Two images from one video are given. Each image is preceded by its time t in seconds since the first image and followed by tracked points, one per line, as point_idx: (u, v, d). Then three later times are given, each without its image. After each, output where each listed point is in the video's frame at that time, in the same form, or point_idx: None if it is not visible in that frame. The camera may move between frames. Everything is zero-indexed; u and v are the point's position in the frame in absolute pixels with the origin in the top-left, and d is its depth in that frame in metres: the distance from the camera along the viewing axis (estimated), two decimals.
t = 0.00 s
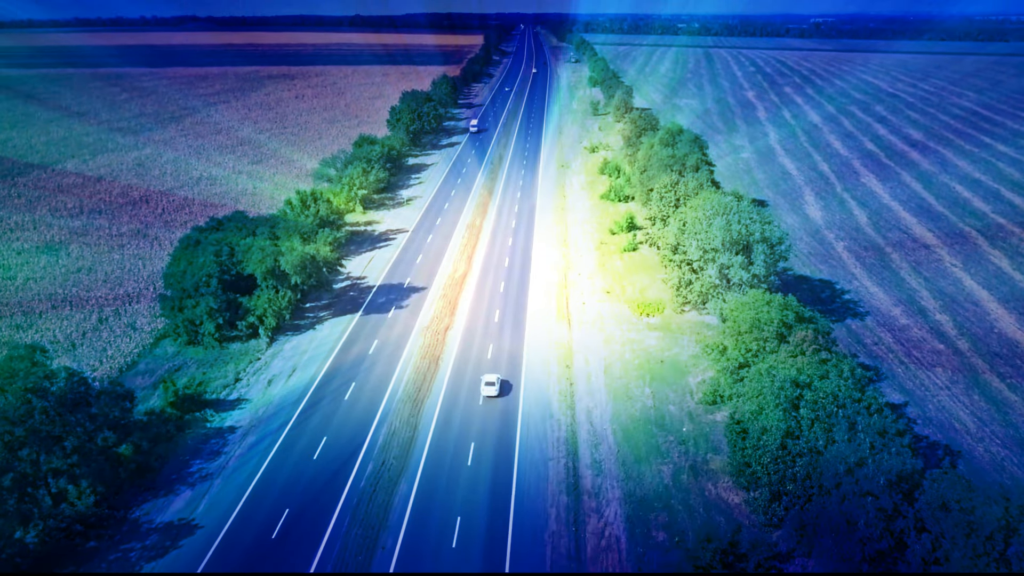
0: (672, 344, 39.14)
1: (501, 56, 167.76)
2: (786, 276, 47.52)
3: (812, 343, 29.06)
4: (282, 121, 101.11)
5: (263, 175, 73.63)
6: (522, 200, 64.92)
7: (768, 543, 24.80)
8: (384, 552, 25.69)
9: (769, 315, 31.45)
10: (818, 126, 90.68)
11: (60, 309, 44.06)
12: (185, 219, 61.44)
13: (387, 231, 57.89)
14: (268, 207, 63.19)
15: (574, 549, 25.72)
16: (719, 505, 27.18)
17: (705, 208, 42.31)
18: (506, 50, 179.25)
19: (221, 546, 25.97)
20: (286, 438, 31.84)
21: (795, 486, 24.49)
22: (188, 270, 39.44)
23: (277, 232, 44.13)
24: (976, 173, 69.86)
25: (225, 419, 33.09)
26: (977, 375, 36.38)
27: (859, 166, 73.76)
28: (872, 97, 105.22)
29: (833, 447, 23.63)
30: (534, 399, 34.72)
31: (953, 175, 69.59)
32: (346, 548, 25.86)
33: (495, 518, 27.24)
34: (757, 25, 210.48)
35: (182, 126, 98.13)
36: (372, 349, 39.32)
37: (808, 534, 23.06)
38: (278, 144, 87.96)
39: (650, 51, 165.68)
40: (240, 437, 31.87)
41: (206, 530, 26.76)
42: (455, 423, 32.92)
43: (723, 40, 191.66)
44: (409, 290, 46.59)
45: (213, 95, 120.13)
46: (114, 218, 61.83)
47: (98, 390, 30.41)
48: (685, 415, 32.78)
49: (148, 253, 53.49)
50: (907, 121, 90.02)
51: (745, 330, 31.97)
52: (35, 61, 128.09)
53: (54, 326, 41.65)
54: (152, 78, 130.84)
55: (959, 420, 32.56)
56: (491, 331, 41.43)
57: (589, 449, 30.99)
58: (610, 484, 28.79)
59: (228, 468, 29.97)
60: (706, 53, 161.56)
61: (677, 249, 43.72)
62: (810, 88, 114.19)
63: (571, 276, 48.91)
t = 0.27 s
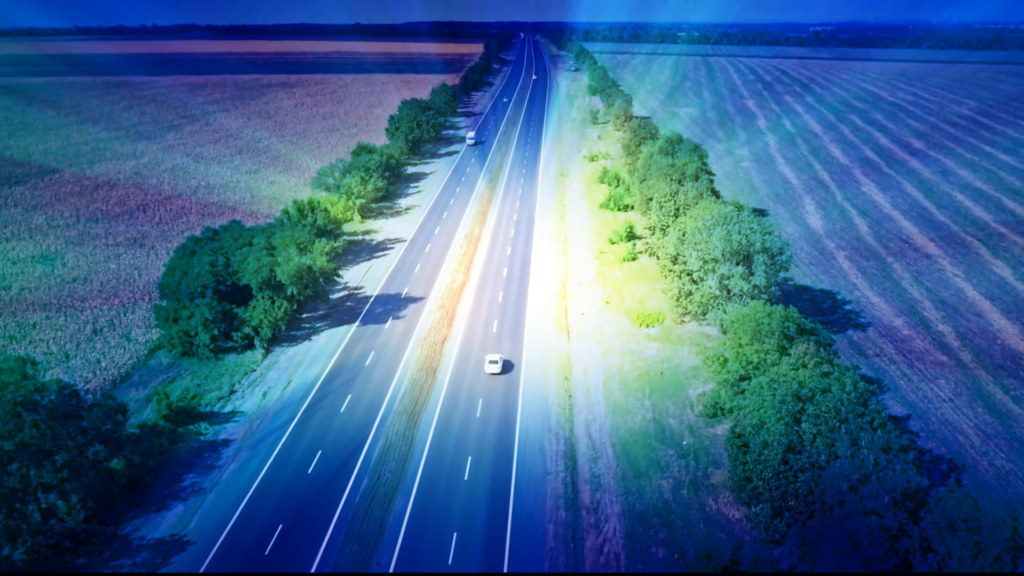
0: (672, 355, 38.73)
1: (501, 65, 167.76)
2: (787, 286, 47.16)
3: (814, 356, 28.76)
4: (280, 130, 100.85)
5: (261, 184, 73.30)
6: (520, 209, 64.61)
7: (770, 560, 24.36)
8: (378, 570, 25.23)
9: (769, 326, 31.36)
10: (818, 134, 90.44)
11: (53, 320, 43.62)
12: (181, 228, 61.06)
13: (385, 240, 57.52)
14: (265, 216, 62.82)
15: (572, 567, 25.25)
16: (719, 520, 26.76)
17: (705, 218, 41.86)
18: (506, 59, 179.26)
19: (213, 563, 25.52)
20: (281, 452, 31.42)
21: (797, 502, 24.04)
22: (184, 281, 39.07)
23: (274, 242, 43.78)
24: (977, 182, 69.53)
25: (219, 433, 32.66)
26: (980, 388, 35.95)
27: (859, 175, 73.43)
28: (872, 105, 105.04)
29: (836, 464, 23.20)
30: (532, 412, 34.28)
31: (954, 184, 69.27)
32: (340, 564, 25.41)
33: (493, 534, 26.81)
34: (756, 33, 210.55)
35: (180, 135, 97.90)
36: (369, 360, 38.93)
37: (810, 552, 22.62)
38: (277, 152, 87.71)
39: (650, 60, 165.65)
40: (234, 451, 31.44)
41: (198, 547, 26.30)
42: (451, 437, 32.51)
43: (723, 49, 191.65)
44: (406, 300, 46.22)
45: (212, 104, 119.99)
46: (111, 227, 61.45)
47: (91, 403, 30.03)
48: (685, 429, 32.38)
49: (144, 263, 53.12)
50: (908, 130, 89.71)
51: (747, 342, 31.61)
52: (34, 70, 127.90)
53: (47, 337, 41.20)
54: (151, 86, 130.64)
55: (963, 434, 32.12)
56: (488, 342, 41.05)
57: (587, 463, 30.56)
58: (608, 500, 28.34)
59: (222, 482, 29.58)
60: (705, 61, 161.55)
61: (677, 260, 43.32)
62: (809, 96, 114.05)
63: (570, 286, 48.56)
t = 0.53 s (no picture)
0: (672, 366, 38.30)
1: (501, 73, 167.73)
2: (787, 296, 46.83)
3: (815, 369, 28.00)
4: (279, 138, 100.63)
5: (259, 193, 73.02)
6: (519, 218, 64.32)
7: None
8: None
9: (771, 339, 30.91)
10: (818, 143, 90.18)
11: (48, 330, 43.24)
12: (178, 237, 60.74)
13: (383, 249, 57.17)
14: (262, 225, 62.49)
15: None
16: (720, 536, 26.32)
17: (705, 228, 41.48)
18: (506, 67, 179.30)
19: None
20: (275, 465, 30.98)
21: (799, 519, 23.61)
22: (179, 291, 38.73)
23: (270, 252, 43.43)
24: (979, 191, 69.20)
25: (213, 445, 32.24)
26: (984, 400, 35.54)
27: (860, 184, 73.11)
28: (872, 114, 104.83)
29: (838, 480, 22.76)
30: (530, 425, 33.83)
31: (955, 193, 68.96)
32: None
33: (490, 548, 26.39)
34: (756, 42, 210.60)
35: (179, 143, 97.69)
36: (365, 371, 38.58)
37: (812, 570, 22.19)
38: (275, 161, 87.44)
39: (650, 68, 165.61)
40: (228, 464, 31.02)
41: (189, 563, 25.83)
42: (448, 450, 32.10)
43: (722, 58, 191.69)
44: (404, 311, 45.80)
45: (211, 112, 119.83)
46: (107, 236, 61.13)
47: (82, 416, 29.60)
48: (685, 442, 31.97)
49: (140, 273, 52.77)
50: (909, 139, 89.44)
51: (748, 354, 31.08)
52: (33, 78, 127.84)
53: (41, 347, 40.80)
54: (151, 95, 130.53)
55: (966, 447, 31.72)
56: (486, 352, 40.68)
57: (586, 477, 30.13)
58: (607, 515, 27.88)
59: (215, 496, 29.14)
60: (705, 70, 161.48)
61: (677, 270, 42.96)
62: (809, 105, 113.84)
63: (569, 297, 48.17)
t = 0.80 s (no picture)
0: (671, 378, 37.89)
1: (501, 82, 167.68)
2: (788, 306, 46.45)
3: (816, 381, 27.36)
4: (278, 147, 100.35)
5: (257, 202, 72.66)
6: (518, 227, 64.02)
7: None
8: None
9: (772, 351, 30.37)
10: (818, 152, 89.91)
11: (41, 341, 42.81)
12: (175, 246, 60.37)
13: (381, 259, 56.79)
14: (260, 235, 62.16)
15: None
16: (721, 552, 25.89)
17: (706, 238, 41.11)
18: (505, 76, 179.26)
19: None
20: (269, 479, 30.55)
21: (803, 536, 23.12)
22: (173, 302, 38.36)
23: (266, 261, 43.10)
24: (980, 200, 68.85)
25: (207, 458, 31.83)
26: (988, 412, 35.12)
27: (860, 193, 72.79)
28: (872, 123, 104.65)
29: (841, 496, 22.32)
30: (528, 437, 33.45)
31: (956, 202, 68.63)
32: None
33: (487, 564, 25.91)
34: (756, 51, 210.63)
35: (177, 152, 97.44)
36: (362, 382, 38.22)
37: None
38: (273, 170, 87.15)
39: (650, 77, 165.54)
40: (221, 478, 30.60)
41: None
42: (444, 463, 31.69)
43: (722, 66, 191.70)
44: (401, 321, 45.42)
45: (210, 120, 119.64)
46: (104, 245, 60.76)
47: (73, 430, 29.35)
48: (685, 455, 31.54)
49: (136, 282, 52.41)
50: (909, 147, 89.18)
51: (748, 366, 30.56)
52: (32, 86, 127.70)
53: (35, 358, 40.38)
54: (150, 103, 130.38)
55: (970, 460, 31.29)
56: (484, 363, 40.31)
57: (586, 491, 29.70)
58: (607, 530, 27.41)
59: (208, 510, 28.69)
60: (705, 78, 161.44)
61: (677, 280, 42.56)
62: (809, 114, 113.65)
63: (568, 307, 47.81)
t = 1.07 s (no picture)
0: (671, 389, 37.46)
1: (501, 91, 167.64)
2: (789, 316, 46.07)
3: (818, 394, 26.93)
4: (277, 156, 100.11)
5: (255, 211, 72.31)
6: (517, 236, 63.67)
7: None
8: None
9: (773, 363, 29.93)
10: (818, 160, 89.66)
11: (35, 351, 42.40)
12: (172, 256, 60.04)
13: (379, 268, 56.42)
14: (258, 244, 61.83)
15: None
16: (722, 568, 25.43)
17: (706, 248, 40.74)
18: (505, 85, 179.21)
19: None
20: (263, 492, 30.09)
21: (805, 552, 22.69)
22: (168, 313, 37.96)
23: (262, 271, 42.73)
24: (981, 209, 68.54)
25: (200, 472, 31.39)
26: (991, 424, 34.70)
27: (861, 202, 72.48)
28: (872, 131, 104.44)
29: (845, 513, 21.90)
30: (526, 449, 33.04)
31: (958, 211, 68.30)
32: None
33: None
34: (756, 59, 210.70)
35: (176, 160, 97.17)
36: (359, 393, 37.83)
37: None
38: (272, 178, 86.87)
39: (650, 85, 165.49)
40: (215, 492, 30.14)
41: None
42: (441, 476, 31.27)
43: (722, 74, 191.72)
44: (398, 331, 45.00)
45: (210, 129, 119.41)
46: (100, 254, 60.41)
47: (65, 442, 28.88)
48: (686, 468, 31.12)
49: (132, 292, 52.02)
50: (910, 156, 88.93)
51: (749, 379, 30.15)
52: (32, 95, 127.56)
53: (28, 370, 39.94)
54: (149, 111, 130.22)
55: (974, 474, 30.86)
56: (482, 373, 39.95)
57: (584, 505, 29.24)
58: (605, 546, 26.94)
59: (200, 526, 28.22)
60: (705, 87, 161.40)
61: (676, 290, 42.16)
62: (809, 122, 113.45)
63: (567, 317, 47.43)
